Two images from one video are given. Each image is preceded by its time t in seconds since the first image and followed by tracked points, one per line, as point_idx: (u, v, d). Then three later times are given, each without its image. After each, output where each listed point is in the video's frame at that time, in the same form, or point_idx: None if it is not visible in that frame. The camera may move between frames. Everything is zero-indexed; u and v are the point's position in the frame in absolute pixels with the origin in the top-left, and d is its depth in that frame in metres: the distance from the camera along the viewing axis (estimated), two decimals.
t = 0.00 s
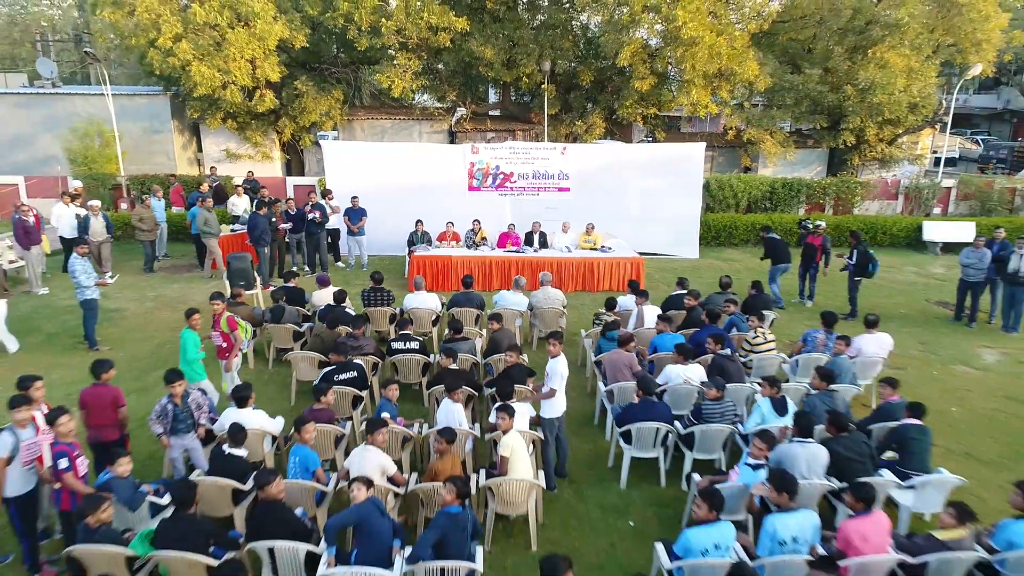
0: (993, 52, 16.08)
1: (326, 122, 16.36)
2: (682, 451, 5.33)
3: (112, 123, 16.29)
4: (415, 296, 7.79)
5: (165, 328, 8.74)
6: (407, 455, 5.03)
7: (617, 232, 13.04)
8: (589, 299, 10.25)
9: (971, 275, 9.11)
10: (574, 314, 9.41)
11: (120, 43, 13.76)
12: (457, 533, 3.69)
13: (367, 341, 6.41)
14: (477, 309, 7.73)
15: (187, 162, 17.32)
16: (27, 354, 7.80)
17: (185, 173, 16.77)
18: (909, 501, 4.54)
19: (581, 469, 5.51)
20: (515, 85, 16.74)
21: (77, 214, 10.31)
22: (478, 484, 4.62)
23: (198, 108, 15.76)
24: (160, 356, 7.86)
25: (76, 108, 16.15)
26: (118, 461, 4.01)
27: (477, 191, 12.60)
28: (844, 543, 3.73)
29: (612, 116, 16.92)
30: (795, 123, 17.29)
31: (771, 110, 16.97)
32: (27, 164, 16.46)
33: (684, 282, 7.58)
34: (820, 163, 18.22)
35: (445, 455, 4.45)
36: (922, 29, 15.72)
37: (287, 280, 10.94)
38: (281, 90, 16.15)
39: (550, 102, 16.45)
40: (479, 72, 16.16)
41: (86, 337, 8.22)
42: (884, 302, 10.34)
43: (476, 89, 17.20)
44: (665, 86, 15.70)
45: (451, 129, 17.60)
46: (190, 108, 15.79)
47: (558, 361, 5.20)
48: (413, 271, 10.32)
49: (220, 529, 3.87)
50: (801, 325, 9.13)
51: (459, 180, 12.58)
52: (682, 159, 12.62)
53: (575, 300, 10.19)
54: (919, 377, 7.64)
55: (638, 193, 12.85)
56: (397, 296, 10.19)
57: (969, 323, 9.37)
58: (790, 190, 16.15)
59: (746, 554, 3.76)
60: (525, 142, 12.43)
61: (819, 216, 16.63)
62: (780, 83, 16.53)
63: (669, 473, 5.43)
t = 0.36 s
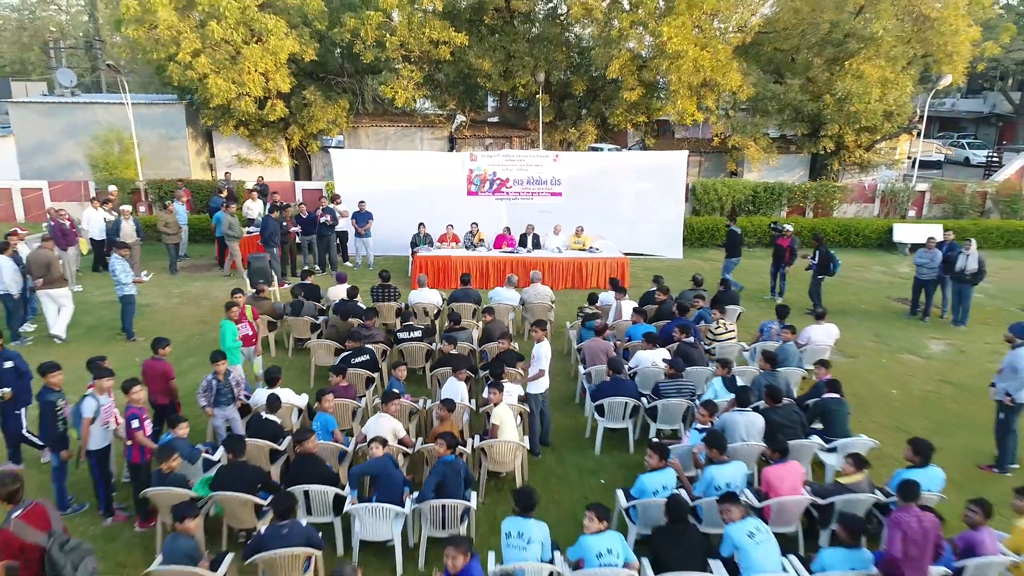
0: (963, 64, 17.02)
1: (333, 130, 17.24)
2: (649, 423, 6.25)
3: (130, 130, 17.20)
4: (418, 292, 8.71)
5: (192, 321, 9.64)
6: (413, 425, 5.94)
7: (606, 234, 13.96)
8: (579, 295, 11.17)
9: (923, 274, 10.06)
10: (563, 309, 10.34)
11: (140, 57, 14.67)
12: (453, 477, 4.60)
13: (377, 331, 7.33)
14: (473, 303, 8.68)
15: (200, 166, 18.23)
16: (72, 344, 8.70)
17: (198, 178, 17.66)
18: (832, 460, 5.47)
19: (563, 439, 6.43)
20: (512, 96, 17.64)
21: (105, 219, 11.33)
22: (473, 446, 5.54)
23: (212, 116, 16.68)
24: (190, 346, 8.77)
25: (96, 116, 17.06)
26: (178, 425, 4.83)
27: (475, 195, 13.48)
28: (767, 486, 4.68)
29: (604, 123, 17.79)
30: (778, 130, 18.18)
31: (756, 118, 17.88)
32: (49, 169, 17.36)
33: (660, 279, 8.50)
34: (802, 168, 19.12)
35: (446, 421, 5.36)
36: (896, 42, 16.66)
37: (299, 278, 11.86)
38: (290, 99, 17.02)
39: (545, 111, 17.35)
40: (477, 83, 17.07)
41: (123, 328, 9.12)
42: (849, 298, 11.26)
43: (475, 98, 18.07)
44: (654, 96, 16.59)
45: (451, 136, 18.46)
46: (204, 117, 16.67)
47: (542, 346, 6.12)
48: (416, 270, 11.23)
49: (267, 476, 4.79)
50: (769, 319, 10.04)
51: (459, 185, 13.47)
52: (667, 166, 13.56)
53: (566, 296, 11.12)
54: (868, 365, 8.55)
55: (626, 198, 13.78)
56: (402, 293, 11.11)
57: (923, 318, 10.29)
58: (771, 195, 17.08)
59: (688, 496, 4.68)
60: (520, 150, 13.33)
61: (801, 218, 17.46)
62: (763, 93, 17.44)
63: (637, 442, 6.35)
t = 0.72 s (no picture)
0: (937, 76, 17.95)
1: (339, 138, 18.13)
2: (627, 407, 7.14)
3: (147, 138, 18.11)
4: (422, 292, 9.62)
5: (215, 318, 10.55)
6: (420, 407, 6.85)
7: (597, 239, 14.85)
8: (571, 295, 12.09)
9: (885, 276, 10.98)
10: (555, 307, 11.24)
11: (160, 71, 15.61)
12: (454, 446, 5.53)
13: (387, 327, 8.24)
14: (472, 303, 9.59)
15: (213, 172, 19.15)
16: (109, 339, 9.60)
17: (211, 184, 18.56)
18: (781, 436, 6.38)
19: (551, 421, 7.34)
20: (510, 106, 18.55)
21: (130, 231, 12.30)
22: (472, 425, 6.44)
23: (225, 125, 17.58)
24: (216, 342, 9.68)
25: (115, 125, 17.98)
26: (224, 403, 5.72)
27: (475, 202, 14.40)
28: (717, 455, 5.56)
29: (598, 132, 18.70)
30: (764, 138, 19.09)
31: (742, 126, 18.79)
32: (69, 175, 18.27)
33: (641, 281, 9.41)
34: (787, 174, 20.04)
35: (449, 402, 6.28)
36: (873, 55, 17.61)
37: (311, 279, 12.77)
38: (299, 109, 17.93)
39: (541, 120, 18.27)
40: (476, 93, 17.99)
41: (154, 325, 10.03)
42: (820, 298, 12.16)
43: (475, 108, 18.99)
44: (644, 106, 17.52)
45: (452, 143, 19.34)
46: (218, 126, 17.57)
47: (532, 338, 7.03)
48: (420, 272, 12.14)
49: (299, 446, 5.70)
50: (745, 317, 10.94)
51: (459, 192, 14.38)
52: (654, 174, 14.48)
53: (558, 296, 12.03)
54: (830, 358, 9.45)
55: (616, 204, 14.69)
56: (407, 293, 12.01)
57: (885, 316, 11.21)
58: (756, 200, 17.96)
59: (651, 463, 5.52)
60: (517, 160, 14.26)
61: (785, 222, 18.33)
62: (748, 103, 18.36)
63: (615, 423, 7.26)
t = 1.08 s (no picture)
0: (916, 84, 18.82)
1: (345, 143, 19.03)
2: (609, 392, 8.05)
3: (163, 143, 19.01)
4: (427, 290, 10.54)
5: (236, 314, 11.47)
6: (427, 392, 7.77)
7: (590, 239, 15.77)
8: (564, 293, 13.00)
9: (854, 275, 11.94)
10: (550, 304, 12.15)
11: (178, 82, 16.51)
12: (457, 422, 6.46)
13: (395, 321, 9.18)
14: (473, 300, 10.50)
15: (225, 175, 20.04)
16: (141, 333, 10.51)
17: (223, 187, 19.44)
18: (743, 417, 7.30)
19: (543, 406, 8.27)
20: (508, 113, 19.45)
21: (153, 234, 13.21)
22: (473, 407, 7.36)
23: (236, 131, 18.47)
24: (239, 336, 10.58)
25: (133, 131, 18.89)
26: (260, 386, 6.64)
27: (475, 205, 15.31)
28: (683, 430, 6.48)
29: (592, 137, 19.58)
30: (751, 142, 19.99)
31: (730, 131, 19.68)
32: (89, 178, 19.18)
33: (627, 280, 10.32)
34: (773, 177, 20.95)
35: (453, 387, 7.21)
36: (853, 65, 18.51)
37: (322, 278, 13.69)
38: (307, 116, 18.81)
39: (537, 125, 19.16)
40: (476, 101, 18.87)
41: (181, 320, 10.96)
42: (797, 296, 13.07)
43: (475, 114, 19.87)
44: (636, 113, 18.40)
45: (453, 148, 20.22)
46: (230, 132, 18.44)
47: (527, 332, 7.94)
48: (424, 271, 13.05)
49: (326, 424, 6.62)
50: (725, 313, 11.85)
51: (461, 196, 15.29)
52: (644, 178, 15.41)
53: (553, 294, 12.94)
54: (800, 350, 10.38)
55: (608, 206, 15.61)
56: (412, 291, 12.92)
57: (854, 312, 12.12)
58: (742, 202, 18.86)
59: (627, 437, 6.45)
60: (514, 165, 15.17)
61: (770, 223, 19.21)
62: (735, 109, 19.27)
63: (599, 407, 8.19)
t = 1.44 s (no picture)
0: (897, 86, 19.69)
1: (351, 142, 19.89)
2: (597, 376, 8.98)
3: (177, 142, 19.88)
4: (432, 284, 11.47)
5: (256, 306, 12.40)
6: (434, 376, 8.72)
7: (584, 236, 16.68)
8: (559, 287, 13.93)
9: (827, 270, 12.81)
10: (545, 297, 13.08)
11: (193, 86, 17.38)
12: (459, 400, 7.42)
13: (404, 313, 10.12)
14: (474, 293, 11.41)
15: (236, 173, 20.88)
16: (169, 324, 11.45)
17: (234, 184, 20.30)
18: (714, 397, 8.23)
19: (538, 389, 9.22)
20: (507, 113, 20.29)
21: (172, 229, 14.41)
22: (474, 389, 8.31)
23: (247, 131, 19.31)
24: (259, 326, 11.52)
25: (148, 131, 19.76)
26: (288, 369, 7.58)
27: (475, 203, 16.20)
28: (659, 408, 7.42)
29: (588, 136, 20.42)
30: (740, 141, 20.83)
31: (720, 130, 20.54)
32: (106, 176, 20.06)
33: (615, 275, 11.24)
34: (762, 174, 21.80)
35: (457, 370, 8.15)
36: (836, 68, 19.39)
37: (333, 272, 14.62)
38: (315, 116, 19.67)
39: (535, 125, 20.00)
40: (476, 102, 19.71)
41: (206, 312, 11.92)
42: (777, 290, 14.01)
43: (475, 114, 20.72)
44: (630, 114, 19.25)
45: (454, 147, 21.07)
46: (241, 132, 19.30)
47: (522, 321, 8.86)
48: (428, 266, 13.98)
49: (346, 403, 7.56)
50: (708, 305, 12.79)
51: (462, 194, 16.18)
52: (635, 178, 16.32)
53: (549, 288, 13.87)
54: (774, 339, 11.33)
55: (601, 204, 16.52)
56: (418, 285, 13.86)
57: (827, 305, 13.06)
58: (731, 199, 19.73)
59: (609, 413, 7.40)
60: (513, 166, 16.05)
61: (758, 219, 20.07)
62: (725, 110, 20.12)
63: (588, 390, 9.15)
